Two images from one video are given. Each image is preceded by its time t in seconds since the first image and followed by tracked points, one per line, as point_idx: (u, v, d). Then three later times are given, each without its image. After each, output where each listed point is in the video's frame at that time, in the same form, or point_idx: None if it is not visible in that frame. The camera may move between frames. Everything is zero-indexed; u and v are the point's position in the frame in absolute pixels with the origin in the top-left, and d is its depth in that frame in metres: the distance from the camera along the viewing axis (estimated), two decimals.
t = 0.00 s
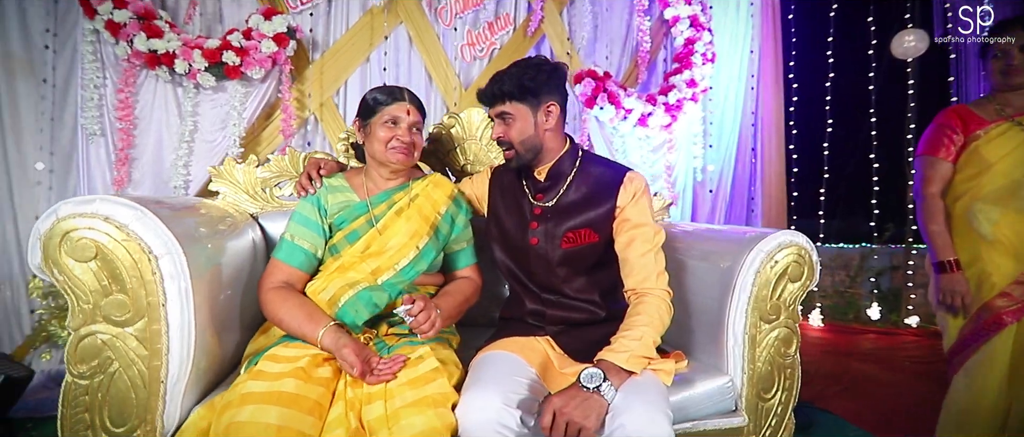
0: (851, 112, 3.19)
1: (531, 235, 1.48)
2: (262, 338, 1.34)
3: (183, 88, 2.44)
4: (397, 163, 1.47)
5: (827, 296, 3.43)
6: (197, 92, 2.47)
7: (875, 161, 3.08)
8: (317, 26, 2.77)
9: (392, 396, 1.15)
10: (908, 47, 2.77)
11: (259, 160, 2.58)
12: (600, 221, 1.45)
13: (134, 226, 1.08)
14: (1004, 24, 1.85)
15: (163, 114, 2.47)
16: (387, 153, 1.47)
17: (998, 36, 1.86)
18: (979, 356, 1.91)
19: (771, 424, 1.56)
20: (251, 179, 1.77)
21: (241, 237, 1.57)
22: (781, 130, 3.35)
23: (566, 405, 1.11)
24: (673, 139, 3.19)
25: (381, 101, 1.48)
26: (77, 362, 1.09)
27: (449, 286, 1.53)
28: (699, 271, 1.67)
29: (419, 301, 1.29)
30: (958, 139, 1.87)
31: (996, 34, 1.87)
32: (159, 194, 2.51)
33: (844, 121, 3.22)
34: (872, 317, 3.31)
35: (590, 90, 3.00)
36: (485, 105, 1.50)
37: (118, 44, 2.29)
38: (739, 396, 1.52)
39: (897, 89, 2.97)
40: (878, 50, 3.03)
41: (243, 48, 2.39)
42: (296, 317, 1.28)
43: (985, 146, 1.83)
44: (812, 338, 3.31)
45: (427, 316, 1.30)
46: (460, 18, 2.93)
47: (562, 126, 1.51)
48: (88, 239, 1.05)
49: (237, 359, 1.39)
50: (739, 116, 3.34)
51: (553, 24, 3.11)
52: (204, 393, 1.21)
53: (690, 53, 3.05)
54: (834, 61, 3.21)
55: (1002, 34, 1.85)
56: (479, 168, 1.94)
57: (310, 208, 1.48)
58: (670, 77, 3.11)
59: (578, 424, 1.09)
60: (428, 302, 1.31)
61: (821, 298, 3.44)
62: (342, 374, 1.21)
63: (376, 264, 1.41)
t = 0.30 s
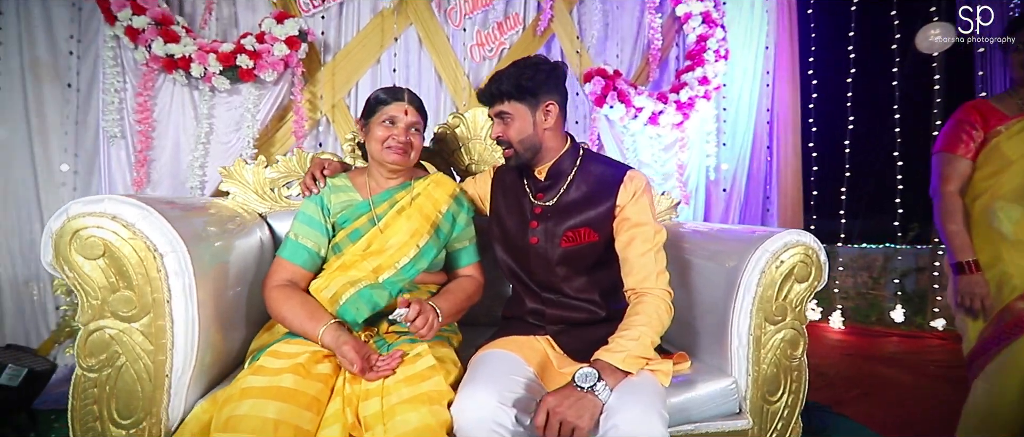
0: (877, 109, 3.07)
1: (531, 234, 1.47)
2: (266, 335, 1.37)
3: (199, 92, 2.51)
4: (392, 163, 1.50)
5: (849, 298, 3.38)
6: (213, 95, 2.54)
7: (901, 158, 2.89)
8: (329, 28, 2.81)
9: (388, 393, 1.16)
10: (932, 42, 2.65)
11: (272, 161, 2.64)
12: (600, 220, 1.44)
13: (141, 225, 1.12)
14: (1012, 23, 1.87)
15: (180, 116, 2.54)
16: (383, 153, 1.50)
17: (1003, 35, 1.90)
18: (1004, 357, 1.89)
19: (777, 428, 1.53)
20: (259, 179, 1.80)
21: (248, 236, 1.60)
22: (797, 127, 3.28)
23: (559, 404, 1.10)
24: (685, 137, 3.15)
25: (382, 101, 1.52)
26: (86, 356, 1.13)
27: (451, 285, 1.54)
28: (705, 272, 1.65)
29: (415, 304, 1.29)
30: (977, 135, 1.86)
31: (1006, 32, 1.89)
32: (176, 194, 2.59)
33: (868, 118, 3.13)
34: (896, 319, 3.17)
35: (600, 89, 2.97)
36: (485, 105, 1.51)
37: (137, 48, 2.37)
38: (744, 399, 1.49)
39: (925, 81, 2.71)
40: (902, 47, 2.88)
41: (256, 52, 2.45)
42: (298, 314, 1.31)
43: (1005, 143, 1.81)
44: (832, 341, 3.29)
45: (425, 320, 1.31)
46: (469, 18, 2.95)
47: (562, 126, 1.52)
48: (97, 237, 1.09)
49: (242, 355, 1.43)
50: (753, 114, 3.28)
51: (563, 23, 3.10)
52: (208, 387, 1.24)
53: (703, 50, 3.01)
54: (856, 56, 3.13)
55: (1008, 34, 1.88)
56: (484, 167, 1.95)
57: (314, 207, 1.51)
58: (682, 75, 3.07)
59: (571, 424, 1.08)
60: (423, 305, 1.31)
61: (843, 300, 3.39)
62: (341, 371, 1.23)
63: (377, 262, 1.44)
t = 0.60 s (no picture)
0: (899, 105, 3.02)
1: (530, 233, 1.47)
2: (268, 332, 1.39)
3: (212, 94, 2.57)
4: (391, 163, 1.51)
5: (870, 300, 3.27)
6: (225, 98, 2.60)
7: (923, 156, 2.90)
8: (338, 31, 2.83)
9: (383, 390, 1.17)
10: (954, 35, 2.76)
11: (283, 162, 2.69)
12: (599, 219, 1.42)
13: (143, 223, 1.15)
14: None
15: (193, 119, 2.60)
16: (380, 153, 1.51)
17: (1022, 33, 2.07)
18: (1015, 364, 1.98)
19: (783, 432, 1.50)
20: (266, 179, 1.83)
21: (253, 236, 1.63)
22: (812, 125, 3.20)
23: (552, 404, 1.09)
24: (696, 136, 3.11)
25: (382, 101, 1.53)
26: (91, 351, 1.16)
27: (451, 285, 1.55)
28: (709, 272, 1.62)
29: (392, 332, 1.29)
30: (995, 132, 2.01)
31: None
32: (190, 195, 2.65)
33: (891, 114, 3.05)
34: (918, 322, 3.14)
35: (608, 88, 2.95)
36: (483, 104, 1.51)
37: (152, 53, 2.43)
38: (748, 401, 1.46)
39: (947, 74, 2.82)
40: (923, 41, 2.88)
41: (267, 54, 2.49)
42: (298, 312, 1.33)
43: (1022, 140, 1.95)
44: (852, 344, 3.19)
45: (411, 336, 1.29)
46: (477, 19, 2.95)
47: (561, 124, 1.52)
48: (100, 235, 1.12)
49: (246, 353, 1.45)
50: (767, 111, 3.21)
51: (571, 22, 3.09)
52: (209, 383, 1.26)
53: (714, 47, 2.97)
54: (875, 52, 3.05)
55: None
56: (487, 167, 1.95)
57: (315, 207, 1.52)
58: (692, 72, 3.03)
59: (564, 425, 1.07)
60: (403, 323, 1.30)
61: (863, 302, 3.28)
62: (338, 368, 1.24)
63: (377, 261, 1.44)
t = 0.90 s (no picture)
0: (921, 101, 2.91)
1: (528, 232, 1.46)
2: (268, 330, 1.41)
3: (224, 96, 2.63)
4: (399, 162, 1.48)
5: (892, 302, 3.04)
6: (237, 99, 2.65)
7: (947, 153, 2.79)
8: (347, 33, 2.86)
9: (376, 389, 1.17)
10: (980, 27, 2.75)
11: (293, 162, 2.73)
12: (597, 218, 1.41)
13: (145, 222, 1.17)
14: None
15: (206, 120, 2.65)
16: (390, 152, 1.48)
17: None
18: None
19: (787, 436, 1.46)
20: (271, 179, 1.86)
21: (258, 234, 1.66)
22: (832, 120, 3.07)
23: (544, 405, 1.08)
24: (707, 134, 3.06)
25: (383, 101, 1.51)
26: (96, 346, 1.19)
27: (451, 284, 1.54)
28: (714, 273, 1.59)
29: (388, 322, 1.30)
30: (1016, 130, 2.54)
31: None
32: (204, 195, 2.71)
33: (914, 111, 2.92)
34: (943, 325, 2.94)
35: (617, 86, 2.92)
36: (482, 102, 1.51)
37: (166, 56, 2.49)
38: (751, 405, 1.43)
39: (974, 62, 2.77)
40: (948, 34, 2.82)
41: (276, 57, 2.53)
42: (297, 310, 1.34)
43: None
44: (873, 348, 3.05)
45: (406, 329, 1.30)
46: (485, 18, 2.95)
47: (560, 122, 1.51)
48: (104, 234, 1.15)
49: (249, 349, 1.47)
50: (781, 108, 3.14)
51: (580, 20, 3.06)
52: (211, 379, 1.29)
53: (725, 44, 2.92)
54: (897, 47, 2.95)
55: None
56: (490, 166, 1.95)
57: (316, 206, 1.54)
58: (703, 69, 2.98)
59: (555, 425, 1.06)
60: (400, 315, 1.31)
61: (884, 304, 3.05)
62: (334, 366, 1.25)
63: (375, 260, 1.45)
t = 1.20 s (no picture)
0: (946, 99, 2.93)
1: (527, 231, 1.45)
2: (269, 329, 1.43)
3: (236, 98, 2.68)
4: (401, 161, 1.48)
5: (917, 304, 3.18)
6: (249, 102, 2.70)
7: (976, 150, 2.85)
8: (356, 35, 2.88)
9: (371, 387, 1.18)
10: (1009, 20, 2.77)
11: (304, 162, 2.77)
12: (595, 217, 1.39)
13: (147, 221, 1.20)
14: None
15: (219, 122, 2.71)
16: (391, 152, 1.48)
17: None
18: None
19: None
20: (278, 179, 1.88)
21: (263, 234, 1.68)
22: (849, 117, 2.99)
23: (536, 406, 1.07)
24: (719, 132, 3.01)
25: (384, 102, 1.49)
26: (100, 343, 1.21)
27: (453, 283, 1.54)
28: (719, 274, 1.56)
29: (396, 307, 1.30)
30: None
31: None
32: (218, 195, 2.77)
33: (937, 109, 2.94)
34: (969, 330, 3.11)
35: (626, 84, 2.88)
36: (480, 101, 1.50)
37: (180, 60, 2.55)
38: (754, 409, 1.40)
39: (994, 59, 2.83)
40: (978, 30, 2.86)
41: (287, 59, 2.57)
42: (297, 308, 1.36)
43: None
44: (894, 352, 3.14)
45: (410, 319, 1.31)
46: (493, 18, 2.96)
47: (559, 121, 1.50)
48: (108, 233, 1.18)
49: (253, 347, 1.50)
50: (796, 105, 3.06)
51: (589, 18, 3.04)
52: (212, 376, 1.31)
53: (737, 40, 2.87)
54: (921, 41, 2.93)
55: None
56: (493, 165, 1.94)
57: (318, 206, 1.55)
58: (715, 67, 2.93)
59: (547, 427, 1.05)
60: (407, 304, 1.31)
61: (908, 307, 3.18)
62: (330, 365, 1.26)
63: (375, 259, 1.45)
